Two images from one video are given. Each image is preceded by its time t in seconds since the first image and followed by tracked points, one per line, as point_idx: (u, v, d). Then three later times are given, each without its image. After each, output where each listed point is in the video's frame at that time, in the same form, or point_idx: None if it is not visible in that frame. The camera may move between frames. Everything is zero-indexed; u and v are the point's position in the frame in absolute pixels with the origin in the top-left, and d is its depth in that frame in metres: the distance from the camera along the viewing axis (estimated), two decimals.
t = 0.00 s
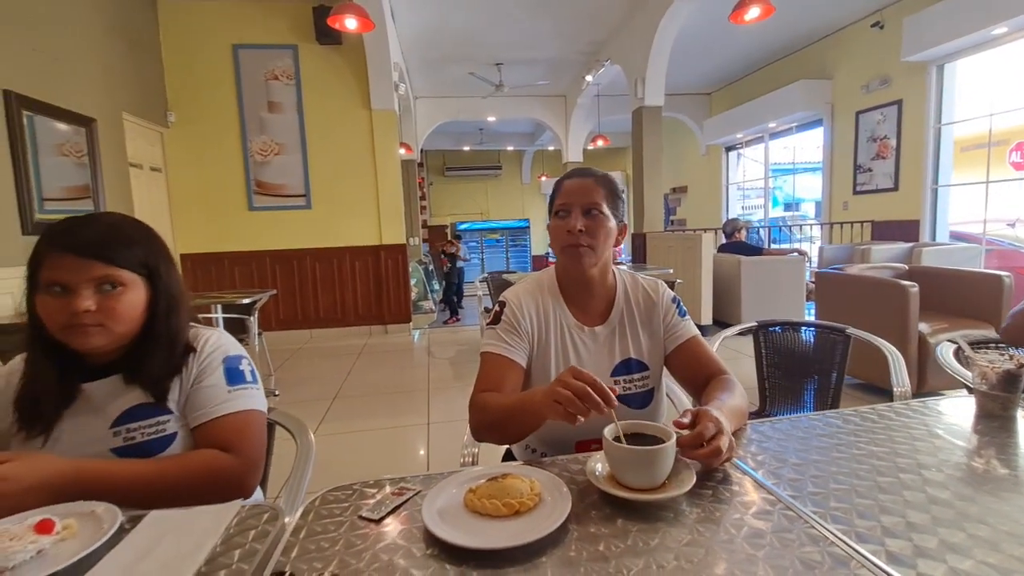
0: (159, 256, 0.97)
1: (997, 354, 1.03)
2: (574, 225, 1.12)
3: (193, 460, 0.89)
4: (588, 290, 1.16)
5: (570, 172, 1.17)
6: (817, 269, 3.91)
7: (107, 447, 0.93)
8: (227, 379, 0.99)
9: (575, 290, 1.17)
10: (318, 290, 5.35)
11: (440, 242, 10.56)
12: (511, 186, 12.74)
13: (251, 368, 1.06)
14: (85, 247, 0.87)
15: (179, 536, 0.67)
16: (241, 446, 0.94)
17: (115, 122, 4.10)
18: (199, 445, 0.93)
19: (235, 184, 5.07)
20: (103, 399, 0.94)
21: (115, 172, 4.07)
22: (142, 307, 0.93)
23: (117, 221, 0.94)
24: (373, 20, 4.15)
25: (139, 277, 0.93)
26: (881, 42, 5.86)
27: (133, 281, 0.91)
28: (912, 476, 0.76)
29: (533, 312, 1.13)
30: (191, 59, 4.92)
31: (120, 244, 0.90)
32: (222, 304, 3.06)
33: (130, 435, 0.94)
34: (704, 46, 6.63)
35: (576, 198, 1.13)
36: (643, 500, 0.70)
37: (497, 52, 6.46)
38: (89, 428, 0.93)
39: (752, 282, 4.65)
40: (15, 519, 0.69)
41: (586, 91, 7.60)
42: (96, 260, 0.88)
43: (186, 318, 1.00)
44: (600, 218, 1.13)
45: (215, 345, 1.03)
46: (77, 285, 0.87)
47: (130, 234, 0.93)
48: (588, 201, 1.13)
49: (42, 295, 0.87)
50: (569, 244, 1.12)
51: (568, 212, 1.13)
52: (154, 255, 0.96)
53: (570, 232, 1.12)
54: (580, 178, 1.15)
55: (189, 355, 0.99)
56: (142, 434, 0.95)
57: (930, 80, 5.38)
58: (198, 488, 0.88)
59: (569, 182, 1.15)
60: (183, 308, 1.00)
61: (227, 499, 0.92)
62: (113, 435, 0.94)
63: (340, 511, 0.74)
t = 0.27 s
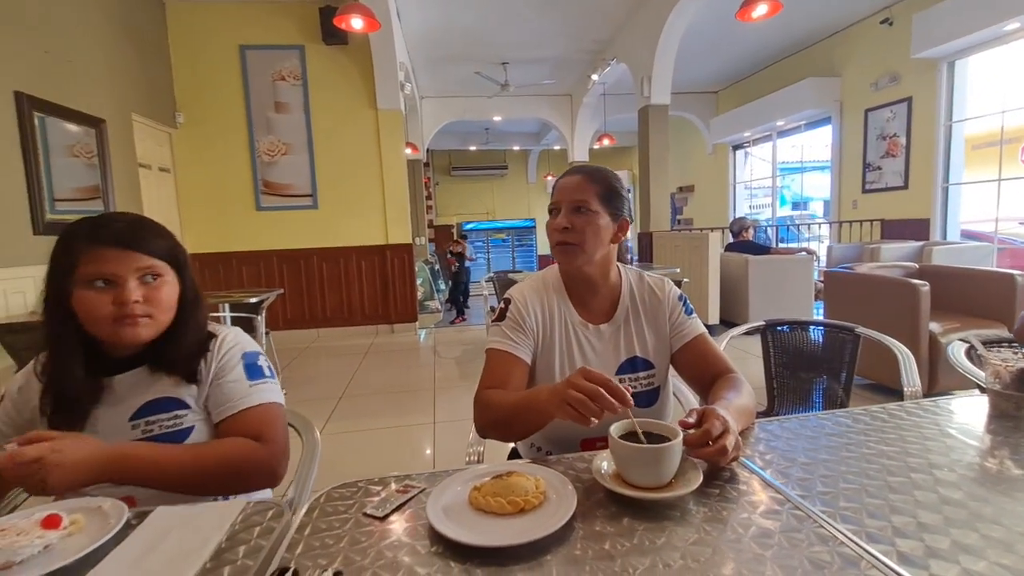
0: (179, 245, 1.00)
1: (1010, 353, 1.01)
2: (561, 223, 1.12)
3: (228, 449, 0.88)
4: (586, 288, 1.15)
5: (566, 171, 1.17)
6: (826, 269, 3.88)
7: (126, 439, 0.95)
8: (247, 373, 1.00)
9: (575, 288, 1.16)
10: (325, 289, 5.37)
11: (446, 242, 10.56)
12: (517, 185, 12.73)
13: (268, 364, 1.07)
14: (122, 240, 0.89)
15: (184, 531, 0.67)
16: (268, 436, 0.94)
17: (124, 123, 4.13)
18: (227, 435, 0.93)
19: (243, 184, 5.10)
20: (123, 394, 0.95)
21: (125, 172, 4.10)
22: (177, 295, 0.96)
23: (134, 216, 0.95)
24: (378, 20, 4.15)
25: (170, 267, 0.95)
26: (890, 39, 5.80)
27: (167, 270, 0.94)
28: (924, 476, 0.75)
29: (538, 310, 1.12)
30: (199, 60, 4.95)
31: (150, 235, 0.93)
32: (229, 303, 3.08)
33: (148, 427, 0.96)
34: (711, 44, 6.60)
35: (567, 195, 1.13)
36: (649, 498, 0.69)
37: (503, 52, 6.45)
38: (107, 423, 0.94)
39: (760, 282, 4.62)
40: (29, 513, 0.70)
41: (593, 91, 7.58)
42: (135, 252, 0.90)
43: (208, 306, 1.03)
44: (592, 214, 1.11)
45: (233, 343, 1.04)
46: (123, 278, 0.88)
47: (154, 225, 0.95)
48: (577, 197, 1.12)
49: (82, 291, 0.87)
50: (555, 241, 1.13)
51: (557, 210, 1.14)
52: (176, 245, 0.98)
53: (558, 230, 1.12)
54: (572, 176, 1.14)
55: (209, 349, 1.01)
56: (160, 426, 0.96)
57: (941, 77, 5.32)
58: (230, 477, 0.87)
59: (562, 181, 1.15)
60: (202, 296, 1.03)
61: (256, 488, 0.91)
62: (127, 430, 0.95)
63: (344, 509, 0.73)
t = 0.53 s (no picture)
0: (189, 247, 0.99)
1: (1017, 352, 1.00)
2: (599, 220, 1.10)
3: (275, 431, 0.94)
4: (599, 288, 1.15)
5: (581, 168, 1.17)
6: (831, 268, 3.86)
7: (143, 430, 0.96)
8: (275, 368, 1.05)
9: (585, 285, 1.16)
10: (329, 289, 5.38)
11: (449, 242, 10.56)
12: (521, 185, 12.73)
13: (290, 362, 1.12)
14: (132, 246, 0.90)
15: (187, 530, 0.67)
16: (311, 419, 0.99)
17: (129, 125, 4.15)
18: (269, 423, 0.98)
19: (248, 185, 5.12)
20: (138, 390, 0.97)
21: (130, 174, 4.12)
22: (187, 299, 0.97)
23: (145, 220, 0.95)
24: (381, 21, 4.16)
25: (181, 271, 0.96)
26: (896, 37, 5.77)
27: (177, 275, 0.94)
28: (929, 476, 0.74)
29: (540, 308, 1.12)
30: (204, 62, 4.97)
31: (160, 240, 0.93)
32: (234, 304, 3.09)
33: (164, 420, 0.97)
34: (716, 43, 6.57)
35: (596, 192, 1.12)
36: (651, 498, 0.69)
37: (506, 52, 6.45)
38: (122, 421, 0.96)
39: (764, 281, 4.60)
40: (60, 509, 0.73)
41: (596, 90, 7.57)
42: (145, 258, 0.90)
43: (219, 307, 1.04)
44: (618, 213, 1.13)
45: (257, 343, 1.08)
46: (132, 284, 0.89)
47: (165, 229, 0.95)
48: (605, 195, 1.12)
49: (94, 297, 0.88)
50: (593, 239, 1.10)
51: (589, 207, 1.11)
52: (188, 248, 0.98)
53: (595, 226, 1.09)
54: (597, 174, 1.14)
55: (228, 349, 1.03)
56: (177, 420, 0.97)
57: (948, 75, 5.28)
58: (275, 456, 0.93)
59: (583, 178, 1.14)
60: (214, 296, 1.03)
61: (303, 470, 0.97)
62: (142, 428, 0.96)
63: (346, 508, 0.73)
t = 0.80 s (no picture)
0: (191, 256, 0.94)
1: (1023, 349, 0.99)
2: (628, 213, 1.10)
3: (290, 424, 0.95)
4: (605, 284, 1.14)
5: (595, 163, 1.17)
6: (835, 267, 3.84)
7: (158, 419, 0.97)
8: (291, 365, 1.05)
9: (591, 281, 1.14)
10: (330, 288, 5.38)
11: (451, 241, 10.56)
12: (523, 185, 12.72)
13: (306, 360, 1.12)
14: (125, 266, 0.86)
15: (182, 526, 0.66)
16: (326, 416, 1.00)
17: (132, 123, 4.16)
18: (283, 418, 0.98)
19: (250, 184, 5.12)
20: (145, 385, 0.97)
21: (132, 173, 4.13)
22: (184, 316, 0.93)
23: (149, 231, 0.91)
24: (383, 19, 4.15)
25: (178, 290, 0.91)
26: (900, 35, 5.74)
27: (173, 293, 0.90)
28: (934, 474, 0.73)
29: (541, 306, 1.11)
30: (207, 62, 4.97)
31: (154, 260, 0.87)
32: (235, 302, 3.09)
33: (179, 409, 0.97)
34: (718, 41, 6.56)
35: (619, 187, 1.13)
36: (651, 495, 0.68)
37: (508, 51, 6.44)
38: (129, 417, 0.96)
39: (767, 281, 4.58)
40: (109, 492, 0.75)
41: (598, 90, 7.56)
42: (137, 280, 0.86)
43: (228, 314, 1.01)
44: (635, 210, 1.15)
45: (274, 341, 1.08)
46: (124, 305, 0.86)
47: (162, 247, 0.89)
48: (627, 190, 1.14)
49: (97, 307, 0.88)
50: (624, 232, 1.09)
51: (616, 201, 1.11)
52: (189, 263, 0.93)
53: (625, 220, 1.10)
54: (616, 171, 1.15)
55: (240, 346, 1.03)
56: (191, 409, 0.97)
57: (952, 74, 5.25)
58: (289, 450, 0.93)
59: (602, 172, 1.14)
60: (221, 301, 0.99)
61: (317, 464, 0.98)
62: (152, 421, 0.97)
63: (343, 504, 0.73)
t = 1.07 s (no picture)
0: (183, 261, 0.92)
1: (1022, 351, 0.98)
2: (632, 210, 1.11)
3: (287, 423, 0.94)
4: (605, 283, 1.13)
5: (595, 162, 1.17)
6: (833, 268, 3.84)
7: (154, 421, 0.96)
8: (289, 367, 1.04)
9: (592, 280, 1.13)
10: (328, 288, 5.37)
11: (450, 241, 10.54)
12: (522, 185, 12.71)
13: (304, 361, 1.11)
14: (117, 271, 0.84)
15: (172, 529, 0.65)
16: (326, 417, 0.99)
17: (129, 122, 4.14)
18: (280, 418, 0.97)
19: (248, 183, 5.11)
20: (143, 385, 0.97)
21: (129, 171, 4.11)
22: (178, 319, 0.92)
23: (140, 236, 0.89)
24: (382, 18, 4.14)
25: (171, 293, 0.90)
26: (899, 36, 5.75)
27: (164, 299, 0.88)
28: (932, 476, 0.72)
29: (539, 306, 1.10)
30: (205, 60, 4.96)
31: (146, 264, 0.86)
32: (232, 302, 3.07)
33: (176, 409, 0.97)
34: (718, 41, 6.55)
35: (621, 185, 1.13)
36: (649, 497, 0.67)
37: (507, 50, 6.44)
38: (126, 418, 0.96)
39: (765, 281, 4.57)
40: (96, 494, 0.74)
41: (598, 89, 7.55)
42: (130, 284, 0.85)
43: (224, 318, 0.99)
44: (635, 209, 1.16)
45: (272, 340, 1.08)
46: (116, 309, 0.85)
47: (155, 250, 0.88)
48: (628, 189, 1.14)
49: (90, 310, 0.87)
50: (628, 229, 1.09)
51: (619, 198, 1.11)
52: (182, 266, 0.91)
53: (629, 216, 1.10)
54: (617, 169, 1.16)
55: (237, 345, 1.02)
56: (188, 409, 0.97)
57: (951, 74, 5.26)
58: (287, 449, 0.92)
59: (603, 170, 1.14)
60: (217, 304, 0.98)
61: (314, 465, 0.97)
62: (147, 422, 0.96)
63: (336, 505, 0.72)
